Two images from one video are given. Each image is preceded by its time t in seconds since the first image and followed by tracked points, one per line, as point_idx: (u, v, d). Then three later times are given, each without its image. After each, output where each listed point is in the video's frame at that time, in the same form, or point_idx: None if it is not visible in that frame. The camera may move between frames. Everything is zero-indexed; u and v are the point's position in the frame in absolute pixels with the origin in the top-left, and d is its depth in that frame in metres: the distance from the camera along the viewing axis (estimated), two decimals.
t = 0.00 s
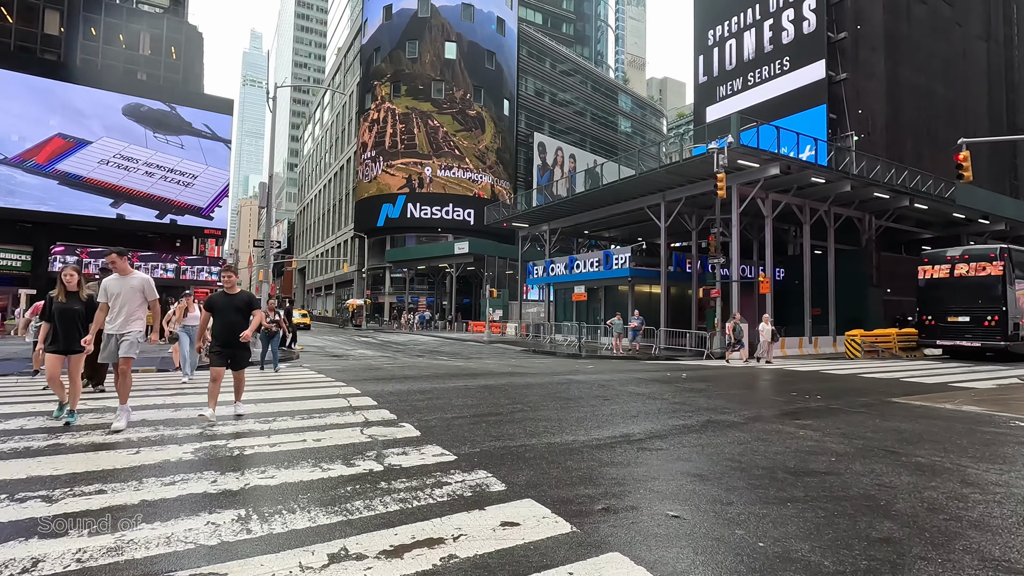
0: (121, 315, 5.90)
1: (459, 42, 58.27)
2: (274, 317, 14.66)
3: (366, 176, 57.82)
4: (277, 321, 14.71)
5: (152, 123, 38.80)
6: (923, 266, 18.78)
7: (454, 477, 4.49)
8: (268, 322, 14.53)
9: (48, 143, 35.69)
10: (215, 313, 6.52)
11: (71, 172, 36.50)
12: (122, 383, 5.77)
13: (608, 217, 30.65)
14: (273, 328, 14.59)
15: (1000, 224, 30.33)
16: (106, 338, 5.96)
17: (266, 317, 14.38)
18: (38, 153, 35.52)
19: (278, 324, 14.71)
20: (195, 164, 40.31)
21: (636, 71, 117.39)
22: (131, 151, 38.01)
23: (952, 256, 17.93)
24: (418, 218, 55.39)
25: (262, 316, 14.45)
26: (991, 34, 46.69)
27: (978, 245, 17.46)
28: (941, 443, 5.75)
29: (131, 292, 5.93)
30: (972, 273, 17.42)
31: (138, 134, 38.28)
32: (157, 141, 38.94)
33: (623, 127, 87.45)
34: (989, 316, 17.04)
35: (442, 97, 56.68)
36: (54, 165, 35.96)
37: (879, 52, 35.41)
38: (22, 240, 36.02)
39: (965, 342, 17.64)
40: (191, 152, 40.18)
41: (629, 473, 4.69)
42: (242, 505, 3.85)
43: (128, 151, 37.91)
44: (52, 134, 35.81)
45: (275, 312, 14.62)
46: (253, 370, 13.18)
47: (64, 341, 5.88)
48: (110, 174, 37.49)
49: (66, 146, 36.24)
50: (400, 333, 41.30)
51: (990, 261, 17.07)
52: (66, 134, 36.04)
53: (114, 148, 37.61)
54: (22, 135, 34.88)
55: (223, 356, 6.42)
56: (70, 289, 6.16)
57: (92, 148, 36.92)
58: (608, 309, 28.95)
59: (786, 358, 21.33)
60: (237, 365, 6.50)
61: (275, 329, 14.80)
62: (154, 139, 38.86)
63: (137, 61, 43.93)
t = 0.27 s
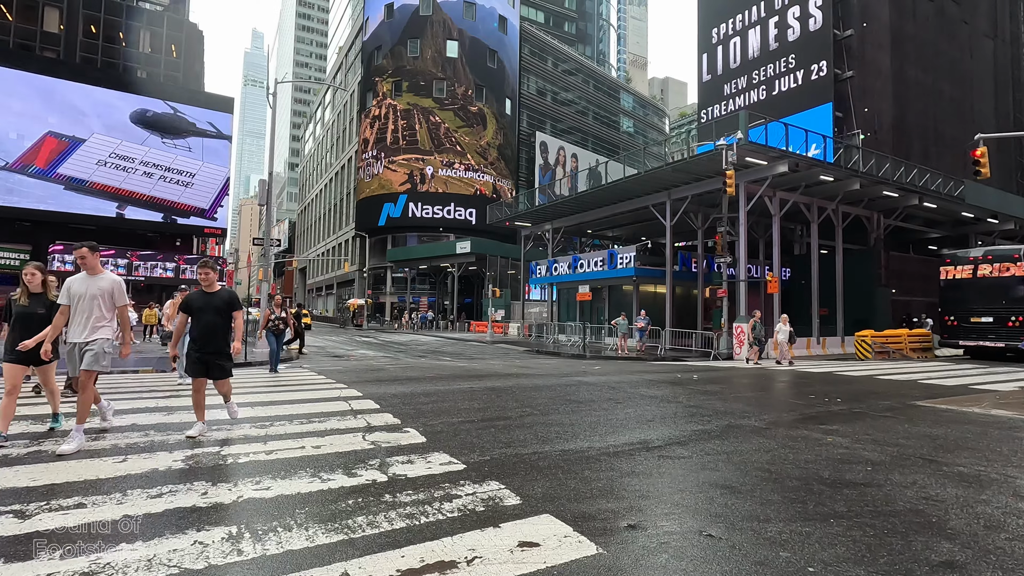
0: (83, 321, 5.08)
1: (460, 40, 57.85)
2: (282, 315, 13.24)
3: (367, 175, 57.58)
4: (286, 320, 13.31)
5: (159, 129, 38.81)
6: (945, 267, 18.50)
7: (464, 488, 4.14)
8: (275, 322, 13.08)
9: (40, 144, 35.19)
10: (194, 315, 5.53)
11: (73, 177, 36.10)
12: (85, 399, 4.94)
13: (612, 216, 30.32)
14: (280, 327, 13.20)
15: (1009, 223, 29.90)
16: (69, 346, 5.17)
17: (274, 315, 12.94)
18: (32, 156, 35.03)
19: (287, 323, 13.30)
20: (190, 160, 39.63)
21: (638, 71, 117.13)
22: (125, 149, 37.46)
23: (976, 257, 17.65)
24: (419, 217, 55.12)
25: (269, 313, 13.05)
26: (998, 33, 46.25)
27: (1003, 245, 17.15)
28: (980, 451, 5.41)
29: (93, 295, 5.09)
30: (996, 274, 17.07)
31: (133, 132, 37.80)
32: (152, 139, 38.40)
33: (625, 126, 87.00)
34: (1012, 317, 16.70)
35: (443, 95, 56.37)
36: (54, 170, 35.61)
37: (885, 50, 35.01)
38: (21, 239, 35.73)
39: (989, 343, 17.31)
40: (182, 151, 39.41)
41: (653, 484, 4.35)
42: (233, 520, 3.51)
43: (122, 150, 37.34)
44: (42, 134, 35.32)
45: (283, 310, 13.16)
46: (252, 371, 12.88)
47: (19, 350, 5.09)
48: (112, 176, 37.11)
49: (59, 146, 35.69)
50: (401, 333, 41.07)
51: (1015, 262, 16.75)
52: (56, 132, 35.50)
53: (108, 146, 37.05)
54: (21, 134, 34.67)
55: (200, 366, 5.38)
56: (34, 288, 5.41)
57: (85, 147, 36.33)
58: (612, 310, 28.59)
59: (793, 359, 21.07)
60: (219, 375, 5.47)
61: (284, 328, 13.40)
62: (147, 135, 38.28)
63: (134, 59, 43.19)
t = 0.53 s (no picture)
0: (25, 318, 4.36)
1: (461, 40, 57.55)
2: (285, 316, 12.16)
3: (367, 175, 57.29)
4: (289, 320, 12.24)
5: (163, 135, 38.51)
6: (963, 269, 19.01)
7: (468, 505, 3.80)
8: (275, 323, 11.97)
9: (35, 153, 34.65)
10: (160, 315, 4.79)
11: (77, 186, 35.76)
12: (3, 409, 4.20)
13: (614, 216, 29.97)
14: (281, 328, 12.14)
15: (1016, 224, 29.57)
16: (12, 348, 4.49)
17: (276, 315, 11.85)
18: (29, 166, 34.51)
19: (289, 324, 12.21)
20: (188, 158, 39.29)
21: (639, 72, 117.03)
22: (121, 150, 37.07)
23: (996, 259, 18.07)
24: (419, 218, 54.80)
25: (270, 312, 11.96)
26: (1002, 33, 46.00)
27: None
28: (1019, 462, 5.06)
29: (37, 286, 4.38)
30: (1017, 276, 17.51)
31: (126, 132, 37.35)
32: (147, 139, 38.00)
33: (626, 127, 86.71)
34: None
35: (444, 95, 56.08)
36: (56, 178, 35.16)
37: (889, 50, 34.72)
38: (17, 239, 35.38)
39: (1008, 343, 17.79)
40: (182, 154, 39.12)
41: (672, 499, 4.01)
42: (213, 542, 3.17)
43: (117, 151, 36.92)
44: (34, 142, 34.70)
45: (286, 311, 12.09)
46: (247, 373, 12.51)
47: None
48: (115, 181, 36.87)
49: (54, 152, 35.21)
50: (401, 334, 40.66)
51: None
52: (47, 138, 34.88)
53: (103, 149, 36.60)
54: (25, 136, 34.36)
55: (165, 374, 4.69)
56: None
57: (79, 152, 35.90)
58: (614, 311, 28.25)
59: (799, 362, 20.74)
60: (184, 385, 4.74)
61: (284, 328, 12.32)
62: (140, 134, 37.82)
63: (134, 58, 42.62)
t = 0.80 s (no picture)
0: None
1: (461, 39, 57.22)
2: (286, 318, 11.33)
3: (366, 175, 56.98)
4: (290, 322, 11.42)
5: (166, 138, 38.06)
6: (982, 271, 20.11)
7: (472, 525, 3.44)
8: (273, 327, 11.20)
9: (37, 162, 34.40)
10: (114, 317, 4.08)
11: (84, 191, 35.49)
12: None
13: (615, 216, 29.65)
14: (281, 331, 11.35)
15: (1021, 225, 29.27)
16: None
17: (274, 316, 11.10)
18: (34, 176, 34.32)
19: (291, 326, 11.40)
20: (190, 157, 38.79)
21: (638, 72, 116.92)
22: (123, 153, 36.74)
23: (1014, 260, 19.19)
24: (418, 218, 54.47)
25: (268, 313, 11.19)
26: (1004, 33, 45.77)
27: None
28: None
29: None
30: None
31: (126, 134, 37.00)
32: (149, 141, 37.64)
33: (626, 128, 86.44)
34: None
35: (444, 94, 55.80)
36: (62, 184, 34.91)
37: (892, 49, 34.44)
38: (12, 238, 34.84)
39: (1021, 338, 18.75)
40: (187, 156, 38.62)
41: (698, 518, 3.62)
42: (186, 571, 2.80)
43: (120, 155, 36.60)
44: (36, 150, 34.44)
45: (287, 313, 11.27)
46: (241, 376, 12.09)
47: None
48: (121, 183, 36.56)
49: (56, 159, 34.95)
50: (399, 335, 40.27)
51: None
52: (48, 146, 34.58)
53: (105, 153, 36.32)
54: (19, 133, 33.90)
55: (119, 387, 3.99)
56: None
57: (82, 158, 35.64)
58: (616, 312, 27.89)
59: (804, 364, 20.42)
60: (144, 400, 4.03)
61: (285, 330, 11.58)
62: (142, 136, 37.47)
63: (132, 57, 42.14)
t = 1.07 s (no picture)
0: None
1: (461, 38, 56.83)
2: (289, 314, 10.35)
3: (366, 174, 56.66)
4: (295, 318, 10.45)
5: (166, 138, 37.74)
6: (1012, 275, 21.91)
7: (483, 544, 3.08)
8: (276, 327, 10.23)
9: (51, 172, 34.34)
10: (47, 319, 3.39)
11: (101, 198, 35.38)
12: None
13: (618, 215, 29.27)
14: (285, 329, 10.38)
15: None
16: None
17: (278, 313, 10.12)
18: (50, 187, 34.28)
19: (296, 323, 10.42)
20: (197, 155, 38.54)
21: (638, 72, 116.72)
22: (132, 156, 36.72)
23: None
24: (418, 217, 54.14)
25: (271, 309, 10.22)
26: (1009, 33, 45.43)
27: None
28: None
29: None
30: None
31: (132, 138, 36.91)
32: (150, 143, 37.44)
33: (627, 128, 86.09)
34: None
35: (444, 92, 55.46)
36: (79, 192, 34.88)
37: (897, 48, 34.09)
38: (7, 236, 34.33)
39: None
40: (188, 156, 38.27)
41: (735, 535, 3.26)
42: None
43: (129, 158, 36.57)
44: (48, 161, 34.41)
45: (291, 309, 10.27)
46: (235, 375, 11.66)
47: None
48: (134, 186, 36.49)
49: (69, 167, 34.93)
50: (400, 335, 39.90)
51: None
52: (59, 156, 34.59)
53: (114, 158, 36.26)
54: (15, 130, 33.39)
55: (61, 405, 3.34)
56: None
57: (93, 165, 35.59)
58: (618, 312, 27.56)
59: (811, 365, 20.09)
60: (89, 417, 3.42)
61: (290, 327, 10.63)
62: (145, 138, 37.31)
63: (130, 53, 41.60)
